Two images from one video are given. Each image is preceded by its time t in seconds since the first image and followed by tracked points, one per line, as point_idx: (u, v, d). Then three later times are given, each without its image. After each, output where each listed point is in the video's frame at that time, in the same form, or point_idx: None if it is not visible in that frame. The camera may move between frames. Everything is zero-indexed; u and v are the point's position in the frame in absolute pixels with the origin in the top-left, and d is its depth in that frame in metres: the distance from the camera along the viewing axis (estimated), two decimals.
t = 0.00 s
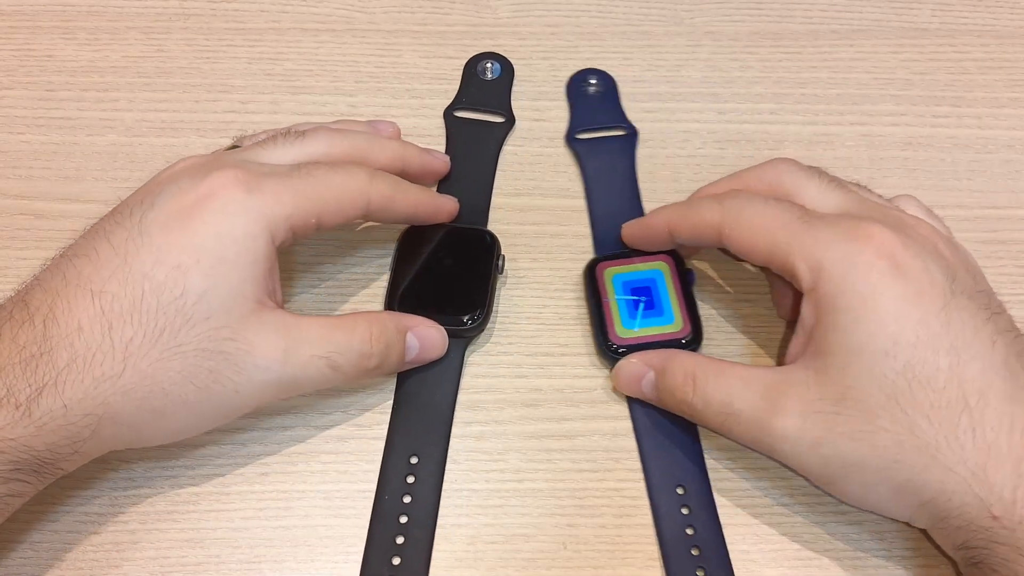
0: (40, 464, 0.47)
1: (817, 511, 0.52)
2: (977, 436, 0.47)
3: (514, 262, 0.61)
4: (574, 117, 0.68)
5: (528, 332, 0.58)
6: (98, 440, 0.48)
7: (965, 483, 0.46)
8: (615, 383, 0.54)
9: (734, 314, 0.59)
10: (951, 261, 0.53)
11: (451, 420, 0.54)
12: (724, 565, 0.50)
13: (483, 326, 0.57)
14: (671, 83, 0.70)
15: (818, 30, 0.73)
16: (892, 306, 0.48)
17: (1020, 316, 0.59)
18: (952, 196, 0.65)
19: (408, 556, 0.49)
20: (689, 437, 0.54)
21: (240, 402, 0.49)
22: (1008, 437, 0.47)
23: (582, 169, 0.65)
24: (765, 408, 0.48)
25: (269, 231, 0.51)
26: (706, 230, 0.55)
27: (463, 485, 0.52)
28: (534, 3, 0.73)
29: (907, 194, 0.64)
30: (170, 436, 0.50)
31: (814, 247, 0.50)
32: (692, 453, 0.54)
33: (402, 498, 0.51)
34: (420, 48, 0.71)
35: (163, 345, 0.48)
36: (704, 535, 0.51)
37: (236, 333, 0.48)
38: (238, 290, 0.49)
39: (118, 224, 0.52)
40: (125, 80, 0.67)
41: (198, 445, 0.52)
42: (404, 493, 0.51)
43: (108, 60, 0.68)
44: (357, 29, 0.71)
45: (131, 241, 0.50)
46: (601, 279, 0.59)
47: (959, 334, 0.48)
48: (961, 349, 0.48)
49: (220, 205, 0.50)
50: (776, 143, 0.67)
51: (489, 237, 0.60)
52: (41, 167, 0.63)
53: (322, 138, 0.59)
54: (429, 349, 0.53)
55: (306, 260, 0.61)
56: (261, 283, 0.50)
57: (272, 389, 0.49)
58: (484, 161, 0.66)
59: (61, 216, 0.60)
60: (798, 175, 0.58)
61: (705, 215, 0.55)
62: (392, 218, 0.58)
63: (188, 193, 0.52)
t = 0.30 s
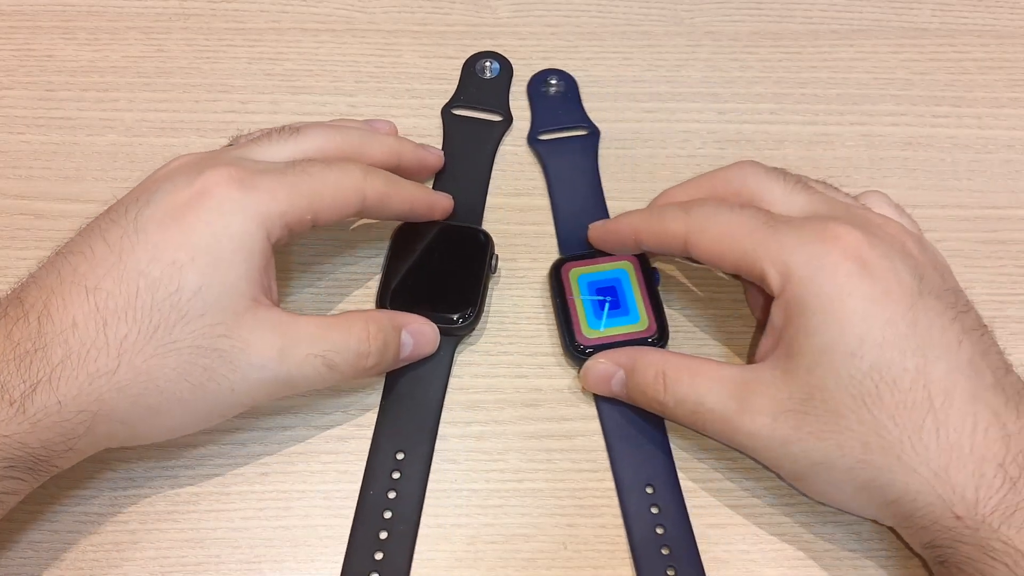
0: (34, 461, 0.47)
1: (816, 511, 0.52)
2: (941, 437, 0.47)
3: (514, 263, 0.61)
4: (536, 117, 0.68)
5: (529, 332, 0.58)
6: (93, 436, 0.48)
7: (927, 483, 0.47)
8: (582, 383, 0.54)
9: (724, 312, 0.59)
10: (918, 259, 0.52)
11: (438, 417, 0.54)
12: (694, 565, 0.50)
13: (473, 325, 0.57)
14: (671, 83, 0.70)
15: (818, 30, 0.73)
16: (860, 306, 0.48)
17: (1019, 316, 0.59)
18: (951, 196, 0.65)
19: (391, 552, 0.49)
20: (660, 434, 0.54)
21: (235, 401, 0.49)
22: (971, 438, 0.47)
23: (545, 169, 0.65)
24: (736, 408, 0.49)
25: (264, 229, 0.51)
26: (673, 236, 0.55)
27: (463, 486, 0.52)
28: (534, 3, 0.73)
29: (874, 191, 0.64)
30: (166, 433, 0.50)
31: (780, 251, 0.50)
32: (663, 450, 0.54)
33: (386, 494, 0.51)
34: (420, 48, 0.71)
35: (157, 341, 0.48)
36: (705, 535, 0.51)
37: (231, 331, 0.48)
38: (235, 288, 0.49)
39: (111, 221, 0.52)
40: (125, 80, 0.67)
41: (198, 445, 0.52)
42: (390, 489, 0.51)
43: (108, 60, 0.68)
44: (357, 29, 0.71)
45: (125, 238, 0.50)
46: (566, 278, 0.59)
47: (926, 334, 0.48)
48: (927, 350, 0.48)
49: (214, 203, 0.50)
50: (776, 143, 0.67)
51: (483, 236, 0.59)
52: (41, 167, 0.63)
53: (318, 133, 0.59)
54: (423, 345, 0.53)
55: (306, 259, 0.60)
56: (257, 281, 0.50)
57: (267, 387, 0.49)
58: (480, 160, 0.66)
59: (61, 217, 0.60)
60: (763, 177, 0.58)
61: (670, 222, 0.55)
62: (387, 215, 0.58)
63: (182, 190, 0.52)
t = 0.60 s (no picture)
0: (26, 450, 0.47)
1: (816, 511, 0.52)
2: (922, 436, 0.47)
3: (514, 263, 0.61)
4: (518, 114, 0.68)
5: (529, 332, 0.58)
6: (86, 422, 0.48)
7: (909, 482, 0.47)
8: (573, 374, 0.54)
9: (726, 315, 0.59)
10: (902, 260, 0.52)
11: (422, 410, 0.54)
12: (682, 558, 0.50)
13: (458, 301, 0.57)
14: (671, 83, 0.70)
15: (818, 30, 0.73)
16: (841, 305, 0.48)
17: (1020, 316, 0.59)
18: (951, 196, 0.65)
19: (373, 545, 0.49)
20: (648, 428, 0.55)
21: (230, 380, 0.49)
22: (952, 437, 0.47)
23: (528, 161, 0.65)
24: (725, 401, 0.49)
25: (251, 207, 0.51)
26: (658, 237, 0.56)
27: (463, 486, 0.51)
28: (534, 3, 0.73)
29: (856, 186, 0.64)
30: (161, 417, 0.49)
31: (763, 253, 0.51)
32: (649, 443, 0.54)
33: (368, 488, 0.51)
34: (420, 48, 0.71)
35: (149, 323, 0.48)
36: (705, 535, 0.51)
37: (222, 310, 0.48)
38: (224, 264, 0.49)
39: (99, 211, 0.52)
40: (125, 80, 0.67)
41: (198, 445, 0.52)
42: (371, 484, 0.51)
43: (108, 60, 0.68)
44: (357, 29, 0.71)
45: (112, 225, 0.50)
46: (553, 273, 0.59)
47: (907, 333, 0.48)
48: (909, 350, 0.48)
49: (199, 184, 0.51)
50: (776, 143, 0.67)
51: (465, 214, 0.60)
52: (41, 167, 0.62)
53: (293, 116, 0.59)
54: (410, 321, 0.54)
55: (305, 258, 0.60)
56: (246, 259, 0.50)
57: (261, 365, 0.49)
58: (461, 140, 0.66)
59: (61, 217, 0.60)
60: (748, 177, 0.58)
61: (655, 223, 0.56)
62: (370, 193, 0.58)
63: (166, 176, 0.52)
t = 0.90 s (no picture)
0: (18, 444, 0.47)
1: (816, 511, 0.52)
2: (911, 432, 0.47)
3: (514, 262, 0.61)
4: (514, 102, 0.69)
5: (529, 332, 0.58)
6: (76, 417, 0.48)
7: (897, 477, 0.47)
8: (570, 355, 0.55)
9: (727, 314, 0.59)
10: (902, 255, 0.53)
11: (413, 409, 0.54)
12: (687, 560, 0.50)
13: (450, 303, 0.57)
14: (671, 83, 0.70)
15: (818, 30, 0.73)
16: (837, 300, 0.48)
17: (1020, 316, 0.59)
18: (951, 196, 0.65)
19: (362, 545, 0.49)
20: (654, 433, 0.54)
21: (221, 375, 0.49)
22: (941, 434, 0.47)
23: (527, 162, 0.65)
24: (718, 388, 0.50)
25: (244, 203, 0.51)
26: (661, 220, 0.56)
27: (463, 486, 0.51)
28: (534, 3, 0.73)
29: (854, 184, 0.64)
30: (153, 412, 0.49)
31: (762, 243, 0.51)
32: (653, 447, 0.54)
33: (358, 488, 0.51)
34: (420, 48, 0.71)
35: (140, 317, 0.48)
36: (706, 535, 0.51)
37: (213, 305, 0.48)
38: (216, 260, 0.49)
39: (91, 204, 0.52)
40: (125, 80, 0.67)
41: (198, 445, 0.52)
42: (361, 483, 0.51)
43: (108, 60, 0.68)
44: (357, 29, 0.71)
45: (103, 218, 0.51)
46: (550, 257, 0.59)
47: (901, 328, 0.49)
48: (903, 345, 0.48)
49: (192, 178, 0.51)
50: (776, 143, 0.67)
51: (458, 216, 0.60)
52: (41, 167, 0.62)
53: (289, 116, 0.59)
54: (402, 321, 0.54)
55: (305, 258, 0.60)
56: (238, 255, 0.50)
57: (252, 361, 0.49)
58: (456, 140, 0.66)
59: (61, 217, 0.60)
60: (752, 169, 0.58)
61: (658, 207, 0.56)
62: (363, 193, 0.58)
63: (160, 169, 0.52)
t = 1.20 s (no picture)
0: (21, 449, 0.47)
1: (816, 511, 0.52)
2: (906, 427, 0.47)
3: (514, 262, 0.61)
4: (509, 99, 0.69)
5: (529, 332, 0.58)
6: (80, 423, 0.48)
7: (892, 472, 0.47)
8: (569, 351, 0.55)
9: (726, 314, 0.59)
10: (899, 251, 0.53)
11: (412, 410, 0.54)
12: (689, 560, 0.50)
13: (451, 304, 0.57)
14: (671, 83, 0.70)
15: (818, 30, 0.73)
16: (833, 294, 0.48)
17: (1020, 316, 0.59)
18: (952, 196, 0.65)
19: (363, 545, 0.49)
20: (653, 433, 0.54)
21: (224, 380, 0.49)
22: (936, 429, 0.47)
23: (525, 162, 0.65)
24: (716, 382, 0.50)
25: (245, 207, 0.51)
26: (658, 219, 0.56)
27: (463, 485, 0.51)
28: (534, 3, 0.73)
29: (854, 184, 0.64)
30: (156, 416, 0.49)
31: (758, 239, 0.51)
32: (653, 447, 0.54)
33: (358, 488, 0.51)
34: (420, 48, 0.71)
35: (142, 323, 0.48)
36: (706, 535, 0.51)
37: (215, 311, 0.48)
38: (216, 265, 0.49)
39: (91, 208, 0.52)
40: (125, 80, 0.67)
41: (198, 445, 0.52)
42: (362, 483, 0.51)
43: (108, 60, 0.68)
44: (357, 29, 0.71)
45: (104, 223, 0.50)
46: (547, 253, 0.60)
47: (897, 322, 0.49)
48: (899, 340, 0.48)
49: (193, 183, 0.51)
50: (776, 143, 0.67)
51: (458, 216, 0.60)
52: (41, 167, 0.62)
53: (288, 118, 0.59)
54: (403, 324, 0.54)
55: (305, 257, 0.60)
56: (239, 259, 0.50)
57: (254, 366, 0.49)
58: (455, 140, 0.66)
59: (61, 217, 0.60)
60: (747, 167, 0.58)
61: (654, 205, 0.56)
62: (364, 194, 0.58)
63: (160, 174, 0.52)
